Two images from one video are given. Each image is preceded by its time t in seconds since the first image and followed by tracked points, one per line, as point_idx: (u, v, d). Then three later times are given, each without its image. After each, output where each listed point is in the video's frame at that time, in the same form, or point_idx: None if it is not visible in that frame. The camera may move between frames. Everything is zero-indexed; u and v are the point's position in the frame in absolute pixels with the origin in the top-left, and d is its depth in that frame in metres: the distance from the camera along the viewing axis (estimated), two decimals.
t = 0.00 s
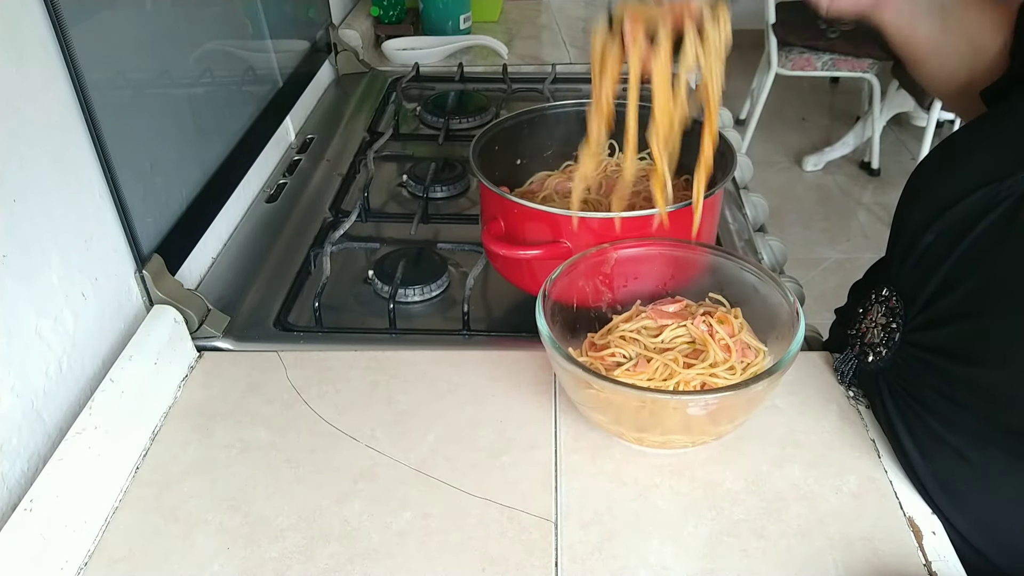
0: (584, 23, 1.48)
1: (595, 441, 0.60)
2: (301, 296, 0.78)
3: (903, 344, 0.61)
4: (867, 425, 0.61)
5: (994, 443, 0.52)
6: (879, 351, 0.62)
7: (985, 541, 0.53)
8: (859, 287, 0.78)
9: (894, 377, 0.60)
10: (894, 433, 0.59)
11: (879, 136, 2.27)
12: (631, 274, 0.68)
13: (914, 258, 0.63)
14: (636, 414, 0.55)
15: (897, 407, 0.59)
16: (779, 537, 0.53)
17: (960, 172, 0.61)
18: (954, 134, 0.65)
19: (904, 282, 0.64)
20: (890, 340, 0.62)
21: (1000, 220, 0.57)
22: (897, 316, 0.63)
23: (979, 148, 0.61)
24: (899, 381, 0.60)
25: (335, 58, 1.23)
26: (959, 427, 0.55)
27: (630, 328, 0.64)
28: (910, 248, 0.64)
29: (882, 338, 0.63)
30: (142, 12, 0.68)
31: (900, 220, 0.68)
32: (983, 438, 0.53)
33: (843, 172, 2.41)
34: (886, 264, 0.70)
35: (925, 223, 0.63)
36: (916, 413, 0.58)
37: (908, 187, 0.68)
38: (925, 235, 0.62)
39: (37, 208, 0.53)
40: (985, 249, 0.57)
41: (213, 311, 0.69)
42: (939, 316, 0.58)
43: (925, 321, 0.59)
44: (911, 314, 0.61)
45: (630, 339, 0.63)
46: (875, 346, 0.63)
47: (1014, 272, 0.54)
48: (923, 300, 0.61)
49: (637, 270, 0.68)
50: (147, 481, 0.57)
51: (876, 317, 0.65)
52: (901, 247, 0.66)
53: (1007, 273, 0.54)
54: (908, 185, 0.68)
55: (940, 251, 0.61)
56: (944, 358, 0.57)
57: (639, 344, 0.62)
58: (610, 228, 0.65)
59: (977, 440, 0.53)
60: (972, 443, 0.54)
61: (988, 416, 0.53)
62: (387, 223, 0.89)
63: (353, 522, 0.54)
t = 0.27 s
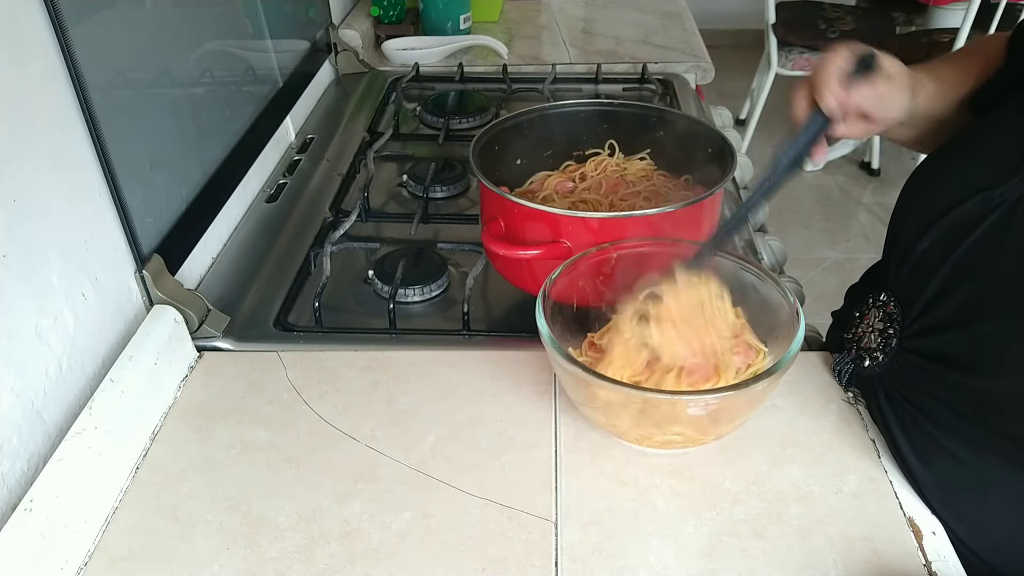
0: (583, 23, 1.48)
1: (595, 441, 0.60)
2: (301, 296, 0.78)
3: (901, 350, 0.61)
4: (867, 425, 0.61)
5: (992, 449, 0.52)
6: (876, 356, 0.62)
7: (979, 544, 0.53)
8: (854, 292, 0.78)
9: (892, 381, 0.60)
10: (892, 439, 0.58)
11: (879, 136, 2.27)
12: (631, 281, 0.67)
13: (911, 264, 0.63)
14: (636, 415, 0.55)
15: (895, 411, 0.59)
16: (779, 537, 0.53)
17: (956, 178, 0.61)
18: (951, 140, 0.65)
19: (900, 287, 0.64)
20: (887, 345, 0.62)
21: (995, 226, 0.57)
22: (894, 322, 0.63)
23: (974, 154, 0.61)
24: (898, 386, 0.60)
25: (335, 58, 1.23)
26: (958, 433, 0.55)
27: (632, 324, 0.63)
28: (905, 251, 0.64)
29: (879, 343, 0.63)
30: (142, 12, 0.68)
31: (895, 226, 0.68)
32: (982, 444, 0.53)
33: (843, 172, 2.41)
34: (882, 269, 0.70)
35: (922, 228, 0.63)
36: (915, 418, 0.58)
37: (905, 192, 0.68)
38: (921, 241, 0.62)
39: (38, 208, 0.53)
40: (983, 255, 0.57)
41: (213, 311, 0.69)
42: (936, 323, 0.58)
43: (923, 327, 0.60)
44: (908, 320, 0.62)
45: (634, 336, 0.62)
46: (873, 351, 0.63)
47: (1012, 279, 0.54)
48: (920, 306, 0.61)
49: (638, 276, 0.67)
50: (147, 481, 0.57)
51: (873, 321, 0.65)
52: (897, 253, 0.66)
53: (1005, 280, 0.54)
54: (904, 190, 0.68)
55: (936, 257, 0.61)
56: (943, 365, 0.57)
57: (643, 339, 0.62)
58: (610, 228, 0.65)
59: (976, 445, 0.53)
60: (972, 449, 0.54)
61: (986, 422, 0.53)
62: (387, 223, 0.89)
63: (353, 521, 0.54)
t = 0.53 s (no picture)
0: (583, 23, 1.48)
1: (595, 441, 0.60)
2: (301, 296, 0.78)
3: (899, 347, 0.61)
4: (867, 424, 0.61)
5: (991, 448, 0.52)
6: (875, 354, 0.62)
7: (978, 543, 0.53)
8: (853, 289, 0.77)
9: (891, 380, 0.60)
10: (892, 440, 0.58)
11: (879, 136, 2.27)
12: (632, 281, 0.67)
13: (908, 259, 0.63)
14: (636, 415, 0.55)
15: (894, 411, 0.59)
16: (779, 537, 0.53)
17: (954, 175, 0.61)
18: (951, 137, 0.65)
19: (898, 283, 0.64)
20: (885, 343, 0.62)
21: (991, 221, 0.57)
22: (891, 319, 0.63)
23: (973, 150, 0.61)
24: (897, 385, 0.60)
25: (335, 58, 1.23)
26: (957, 432, 0.55)
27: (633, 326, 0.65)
28: (905, 247, 0.64)
29: (877, 340, 0.63)
30: (142, 12, 0.68)
31: (895, 223, 0.68)
32: (981, 443, 0.53)
33: (843, 172, 2.41)
34: (880, 265, 0.70)
35: (921, 223, 0.63)
36: (914, 417, 0.57)
37: (903, 190, 0.68)
38: (920, 236, 0.62)
39: (38, 208, 0.53)
40: (980, 249, 0.57)
41: (213, 311, 0.69)
42: (934, 319, 0.58)
43: (920, 323, 0.59)
44: (905, 316, 0.61)
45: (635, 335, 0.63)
46: (871, 349, 0.63)
47: (1009, 275, 0.54)
48: (917, 303, 0.60)
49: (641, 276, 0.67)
50: (147, 481, 0.57)
51: (870, 319, 0.65)
52: (896, 249, 0.66)
53: (1002, 276, 0.54)
54: (904, 187, 0.68)
55: (934, 251, 0.61)
56: (940, 362, 0.57)
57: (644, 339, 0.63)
58: (609, 228, 0.65)
59: (976, 444, 0.53)
60: (971, 447, 0.54)
61: (985, 420, 0.53)
62: (387, 223, 0.89)
63: (353, 522, 0.54)
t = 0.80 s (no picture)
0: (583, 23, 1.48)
1: (595, 441, 0.60)
2: (301, 296, 0.78)
3: (903, 346, 0.61)
4: (867, 424, 0.61)
5: (994, 445, 0.52)
6: (878, 353, 0.63)
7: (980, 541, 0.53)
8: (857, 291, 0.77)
9: (893, 379, 0.60)
10: (894, 438, 0.58)
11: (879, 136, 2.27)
12: (635, 278, 0.66)
13: (912, 259, 0.64)
14: (637, 415, 0.55)
15: (896, 409, 0.59)
16: (779, 537, 0.53)
17: (958, 175, 0.62)
18: (955, 136, 0.65)
19: (902, 282, 0.64)
20: (889, 342, 0.63)
21: (994, 221, 0.57)
22: (895, 318, 0.63)
23: (976, 151, 0.61)
24: (899, 384, 0.60)
25: (335, 58, 1.23)
26: (960, 429, 0.55)
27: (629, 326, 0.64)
28: (910, 247, 0.65)
29: (881, 339, 0.64)
30: (142, 12, 0.68)
31: (900, 223, 0.68)
32: (984, 441, 0.53)
33: (843, 172, 2.41)
34: (884, 266, 0.70)
35: (926, 223, 0.64)
36: (915, 416, 0.57)
37: (907, 190, 0.69)
38: (924, 236, 0.63)
39: (38, 207, 0.53)
40: (984, 249, 0.57)
41: (213, 311, 0.69)
42: (937, 317, 0.58)
43: (924, 322, 0.60)
44: (910, 315, 0.62)
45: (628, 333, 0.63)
46: (875, 348, 0.63)
47: (1012, 273, 0.54)
48: (921, 301, 0.61)
49: (644, 272, 0.65)
50: (147, 481, 0.57)
51: (875, 318, 0.66)
52: (900, 248, 0.66)
53: (1005, 274, 0.54)
54: (907, 188, 0.69)
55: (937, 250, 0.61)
56: (943, 361, 0.57)
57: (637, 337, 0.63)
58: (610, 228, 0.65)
59: (978, 441, 0.53)
60: (974, 445, 0.54)
61: (988, 418, 0.53)
62: (387, 223, 0.89)
63: (353, 522, 0.54)
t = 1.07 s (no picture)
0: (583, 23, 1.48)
1: (595, 441, 0.60)
2: (301, 296, 0.78)
3: (904, 346, 0.61)
4: (867, 425, 0.61)
5: (995, 445, 0.52)
6: (879, 353, 0.62)
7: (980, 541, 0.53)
8: (858, 292, 0.77)
9: (894, 378, 0.60)
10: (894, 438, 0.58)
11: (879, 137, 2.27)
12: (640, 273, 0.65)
13: (915, 257, 0.63)
14: (636, 416, 0.55)
15: (897, 409, 0.59)
16: (779, 537, 0.53)
17: (960, 175, 0.61)
18: (960, 134, 0.65)
19: (905, 281, 0.64)
20: (890, 341, 0.62)
21: (996, 220, 0.57)
22: (897, 318, 0.63)
23: (977, 151, 0.61)
24: (900, 383, 0.60)
25: (335, 58, 1.23)
26: (960, 429, 0.55)
27: (628, 326, 0.64)
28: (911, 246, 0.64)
29: (882, 339, 0.63)
30: (142, 12, 0.68)
31: (903, 222, 0.68)
32: (984, 440, 0.53)
33: (843, 172, 2.41)
34: (886, 265, 0.70)
35: (928, 222, 0.63)
36: (916, 416, 0.57)
37: (910, 189, 0.68)
38: (926, 235, 0.62)
39: (38, 207, 0.53)
40: (986, 248, 0.57)
41: (213, 311, 0.69)
42: (939, 317, 0.58)
43: (925, 322, 0.59)
44: (911, 315, 0.61)
45: (626, 333, 0.63)
46: (876, 348, 0.63)
47: (1013, 272, 0.54)
48: (923, 300, 0.60)
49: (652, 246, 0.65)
50: (147, 481, 0.57)
51: (876, 318, 0.65)
52: (903, 247, 0.66)
53: (1007, 273, 0.54)
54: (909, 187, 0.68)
55: (939, 250, 0.61)
56: (945, 361, 0.56)
57: (634, 336, 0.62)
58: (609, 228, 0.65)
59: (978, 441, 0.53)
60: (974, 446, 0.53)
61: (988, 418, 0.53)
62: (387, 223, 0.89)
63: (353, 522, 0.54)
